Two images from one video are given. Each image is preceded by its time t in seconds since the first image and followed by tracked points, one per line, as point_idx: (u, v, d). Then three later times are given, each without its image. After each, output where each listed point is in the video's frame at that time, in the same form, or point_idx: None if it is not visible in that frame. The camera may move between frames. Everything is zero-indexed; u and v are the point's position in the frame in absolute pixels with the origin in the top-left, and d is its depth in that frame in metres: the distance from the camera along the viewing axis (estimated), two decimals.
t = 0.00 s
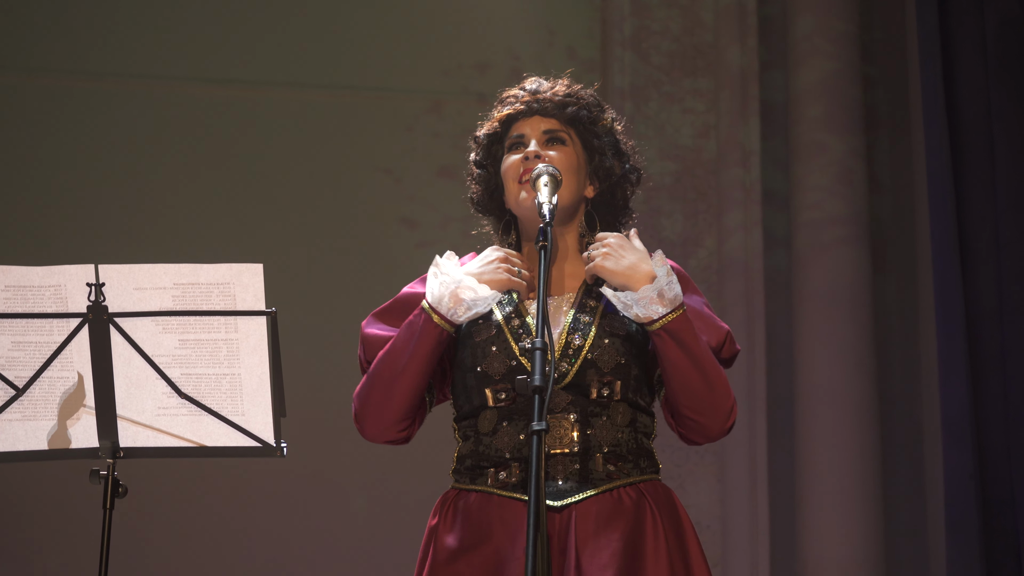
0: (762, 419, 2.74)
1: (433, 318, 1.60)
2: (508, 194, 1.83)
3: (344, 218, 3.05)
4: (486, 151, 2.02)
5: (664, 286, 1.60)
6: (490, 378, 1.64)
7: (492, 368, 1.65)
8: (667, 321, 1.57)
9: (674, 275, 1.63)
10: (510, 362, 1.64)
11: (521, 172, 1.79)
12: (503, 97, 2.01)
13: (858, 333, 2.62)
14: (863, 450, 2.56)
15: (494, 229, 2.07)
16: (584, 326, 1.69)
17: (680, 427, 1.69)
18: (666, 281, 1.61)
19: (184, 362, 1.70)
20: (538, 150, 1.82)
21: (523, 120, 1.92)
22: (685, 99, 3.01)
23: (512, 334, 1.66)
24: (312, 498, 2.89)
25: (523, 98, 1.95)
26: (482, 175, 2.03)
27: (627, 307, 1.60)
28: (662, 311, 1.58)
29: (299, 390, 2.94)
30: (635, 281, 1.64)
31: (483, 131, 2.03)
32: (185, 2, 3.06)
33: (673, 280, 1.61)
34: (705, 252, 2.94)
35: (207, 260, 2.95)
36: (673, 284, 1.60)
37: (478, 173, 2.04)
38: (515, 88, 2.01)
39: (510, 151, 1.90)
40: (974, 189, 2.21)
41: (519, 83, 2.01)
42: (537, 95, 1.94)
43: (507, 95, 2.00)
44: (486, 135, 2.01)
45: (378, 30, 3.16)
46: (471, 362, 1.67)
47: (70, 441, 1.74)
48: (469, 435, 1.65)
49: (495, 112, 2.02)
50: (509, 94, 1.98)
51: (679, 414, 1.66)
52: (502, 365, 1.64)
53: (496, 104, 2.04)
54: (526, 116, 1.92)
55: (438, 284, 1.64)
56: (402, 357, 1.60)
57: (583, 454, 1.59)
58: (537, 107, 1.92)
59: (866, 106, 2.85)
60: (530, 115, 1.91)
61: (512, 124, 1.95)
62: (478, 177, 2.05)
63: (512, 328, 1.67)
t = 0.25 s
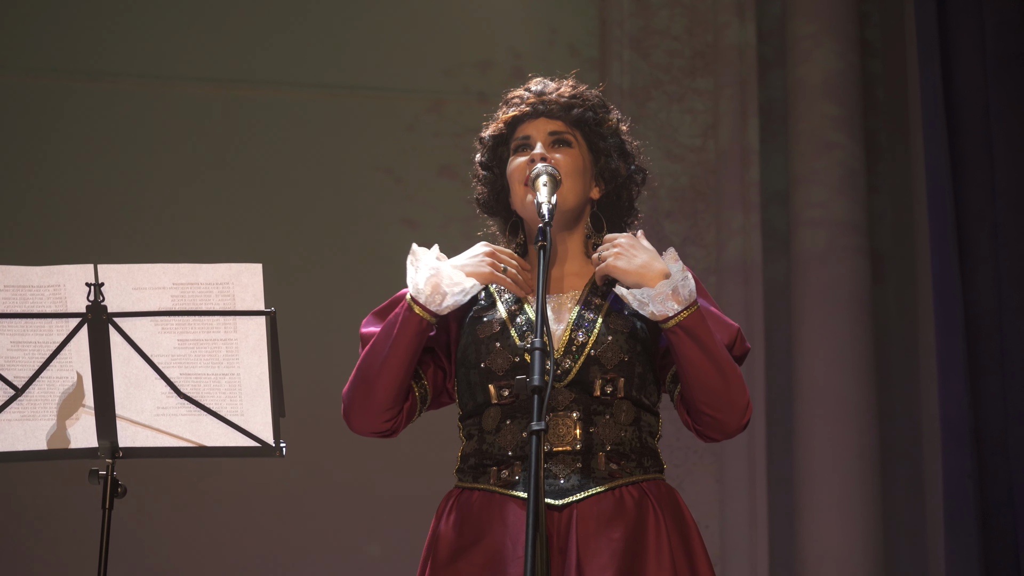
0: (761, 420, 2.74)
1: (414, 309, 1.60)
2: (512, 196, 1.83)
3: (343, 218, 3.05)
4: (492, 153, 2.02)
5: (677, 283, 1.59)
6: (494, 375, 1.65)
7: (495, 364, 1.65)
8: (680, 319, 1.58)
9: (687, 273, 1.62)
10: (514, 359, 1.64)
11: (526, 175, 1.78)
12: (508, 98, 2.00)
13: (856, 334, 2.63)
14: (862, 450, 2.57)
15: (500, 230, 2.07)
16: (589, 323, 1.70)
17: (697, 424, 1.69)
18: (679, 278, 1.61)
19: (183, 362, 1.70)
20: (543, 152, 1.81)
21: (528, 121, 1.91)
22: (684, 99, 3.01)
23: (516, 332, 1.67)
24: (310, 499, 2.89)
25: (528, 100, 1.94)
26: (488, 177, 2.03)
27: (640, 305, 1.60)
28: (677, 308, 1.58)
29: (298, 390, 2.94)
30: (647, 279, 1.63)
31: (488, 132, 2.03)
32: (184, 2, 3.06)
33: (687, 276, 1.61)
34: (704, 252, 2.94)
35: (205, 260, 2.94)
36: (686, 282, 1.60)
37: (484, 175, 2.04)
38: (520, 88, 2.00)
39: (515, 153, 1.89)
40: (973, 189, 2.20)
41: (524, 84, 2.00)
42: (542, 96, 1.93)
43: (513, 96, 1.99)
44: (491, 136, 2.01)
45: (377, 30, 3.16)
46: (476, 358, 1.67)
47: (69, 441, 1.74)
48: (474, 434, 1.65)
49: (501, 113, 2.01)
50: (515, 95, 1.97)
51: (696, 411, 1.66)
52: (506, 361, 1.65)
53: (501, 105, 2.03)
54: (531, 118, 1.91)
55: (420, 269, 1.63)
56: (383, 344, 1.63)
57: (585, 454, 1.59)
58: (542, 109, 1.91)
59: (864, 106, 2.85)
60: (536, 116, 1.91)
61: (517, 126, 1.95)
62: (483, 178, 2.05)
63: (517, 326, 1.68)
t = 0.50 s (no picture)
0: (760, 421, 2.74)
1: (396, 303, 1.62)
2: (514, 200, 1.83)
3: (342, 220, 3.05)
4: (494, 156, 2.02)
5: (690, 277, 1.61)
6: (493, 370, 1.65)
7: (494, 360, 1.66)
8: (692, 312, 1.59)
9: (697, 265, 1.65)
10: (513, 355, 1.64)
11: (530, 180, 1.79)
12: (513, 101, 2.00)
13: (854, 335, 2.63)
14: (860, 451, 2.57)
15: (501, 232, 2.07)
16: (589, 319, 1.71)
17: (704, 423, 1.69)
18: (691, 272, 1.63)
19: (181, 364, 1.70)
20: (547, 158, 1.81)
21: (532, 126, 1.91)
22: (683, 101, 3.02)
23: (516, 328, 1.67)
24: (309, 500, 2.89)
25: (532, 104, 1.94)
26: (490, 180, 2.03)
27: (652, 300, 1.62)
28: (687, 303, 1.60)
29: (296, 392, 2.94)
30: (659, 273, 1.64)
31: (491, 135, 2.02)
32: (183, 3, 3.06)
33: (699, 270, 1.63)
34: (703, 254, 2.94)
35: (204, 261, 2.94)
36: (698, 275, 1.62)
37: (486, 178, 2.04)
38: (524, 92, 2.00)
39: (518, 157, 1.89)
40: (971, 190, 2.21)
41: (529, 87, 2.00)
42: (546, 100, 1.93)
43: (518, 100, 1.99)
44: (494, 139, 2.01)
45: (376, 31, 3.16)
46: (475, 353, 1.67)
47: (68, 442, 1.74)
48: (472, 433, 1.65)
49: (505, 116, 2.00)
50: (518, 99, 1.97)
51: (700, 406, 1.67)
52: (505, 357, 1.65)
53: (505, 108, 2.03)
54: (535, 122, 1.91)
55: (394, 267, 1.64)
56: (370, 340, 1.65)
57: (584, 453, 1.59)
58: (547, 113, 1.91)
59: (863, 108, 2.86)
60: (540, 121, 1.91)
61: (520, 130, 1.95)
62: (485, 181, 2.05)
63: (517, 323, 1.68)
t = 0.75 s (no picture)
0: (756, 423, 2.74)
1: (382, 297, 1.63)
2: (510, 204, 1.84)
3: (338, 220, 3.04)
4: (487, 159, 2.02)
5: (694, 264, 1.62)
6: (485, 364, 1.67)
7: (487, 354, 1.67)
8: (695, 298, 1.61)
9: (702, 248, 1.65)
10: (506, 349, 1.66)
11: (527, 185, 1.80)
12: (507, 104, 1.99)
13: (850, 336, 2.63)
14: (856, 452, 2.57)
15: (494, 235, 2.09)
16: (580, 314, 1.72)
17: (698, 415, 1.68)
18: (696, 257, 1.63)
19: (177, 365, 1.70)
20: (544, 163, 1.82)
21: (527, 130, 1.92)
22: (680, 101, 3.02)
23: (509, 323, 1.70)
24: (305, 501, 2.89)
25: (527, 107, 1.94)
26: (482, 183, 2.03)
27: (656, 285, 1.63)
28: (690, 291, 1.61)
29: (292, 393, 2.94)
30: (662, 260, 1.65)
31: (485, 137, 2.02)
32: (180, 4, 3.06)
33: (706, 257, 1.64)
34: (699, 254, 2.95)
35: (200, 262, 2.94)
36: (703, 261, 1.62)
37: (480, 181, 2.04)
38: (518, 95, 2.00)
39: (513, 160, 1.90)
40: (967, 192, 2.21)
41: (523, 90, 2.00)
42: (541, 104, 1.93)
43: (512, 103, 1.98)
44: (488, 142, 2.00)
45: (373, 32, 3.16)
46: (466, 348, 1.69)
47: (63, 443, 1.74)
48: (464, 431, 1.66)
49: (499, 119, 1.99)
50: (513, 102, 1.97)
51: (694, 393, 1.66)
52: (497, 351, 1.67)
53: (499, 110, 2.02)
54: (530, 126, 1.91)
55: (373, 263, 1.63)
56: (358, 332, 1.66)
57: (575, 449, 1.60)
58: (542, 117, 1.91)
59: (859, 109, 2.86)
60: (535, 125, 1.91)
61: (515, 134, 1.95)
62: (477, 184, 2.05)
63: (510, 318, 1.71)
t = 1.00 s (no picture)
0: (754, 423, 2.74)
1: (366, 280, 1.62)
2: (506, 205, 1.83)
3: (337, 222, 3.05)
4: (481, 160, 2.01)
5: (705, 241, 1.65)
6: (477, 359, 1.67)
7: (479, 350, 1.67)
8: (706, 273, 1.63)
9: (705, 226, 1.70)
10: (497, 346, 1.67)
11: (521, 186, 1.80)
12: (503, 107, 2.00)
13: (848, 338, 2.64)
14: (854, 454, 2.58)
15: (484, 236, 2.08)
16: (573, 312, 1.72)
17: (697, 396, 1.68)
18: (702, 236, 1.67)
19: (174, 366, 1.70)
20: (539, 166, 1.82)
21: (523, 133, 1.92)
22: (678, 103, 3.02)
23: (501, 319, 1.70)
24: (303, 502, 2.89)
25: (524, 111, 1.94)
26: (475, 183, 2.02)
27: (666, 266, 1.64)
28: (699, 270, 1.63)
29: (291, 394, 2.94)
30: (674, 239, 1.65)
31: (479, 139, 2.02)
32: (179, 5, 3.06)
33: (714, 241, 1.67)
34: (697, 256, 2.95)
35: (199, 264, 2.94)
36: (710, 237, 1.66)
37: (473, 182, 2.03)
38: (514, 99, 2.00)
39: (508, 162, 1.90)
40: (965, 192, 2.22)
41: (519, 94, 2.00)
42: (538, 109, 1.93)
43: (508, 106, 1.98)
44: (482, 144, 2.00)
45: (372, 33, 3.16)
46: (459, 344, 1.69)
47: (61, 444, 1.74)
48: (455, 429, 1.66)
49: (494, 121, 2.00)
50: (509, 105, 1.97)
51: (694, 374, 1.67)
52: (489, 348, 1.67)
53: (494, 113, 2.02)
54: (526, 129, 1.91)
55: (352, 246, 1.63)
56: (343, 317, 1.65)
57: (567, 448, 1.60)
58: (539, 121, 1.92)
59: (857, 110, 2.86)
60: (532, 128, 1.91)
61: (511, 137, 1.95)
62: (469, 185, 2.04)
63: (502, 314, 1.71)
